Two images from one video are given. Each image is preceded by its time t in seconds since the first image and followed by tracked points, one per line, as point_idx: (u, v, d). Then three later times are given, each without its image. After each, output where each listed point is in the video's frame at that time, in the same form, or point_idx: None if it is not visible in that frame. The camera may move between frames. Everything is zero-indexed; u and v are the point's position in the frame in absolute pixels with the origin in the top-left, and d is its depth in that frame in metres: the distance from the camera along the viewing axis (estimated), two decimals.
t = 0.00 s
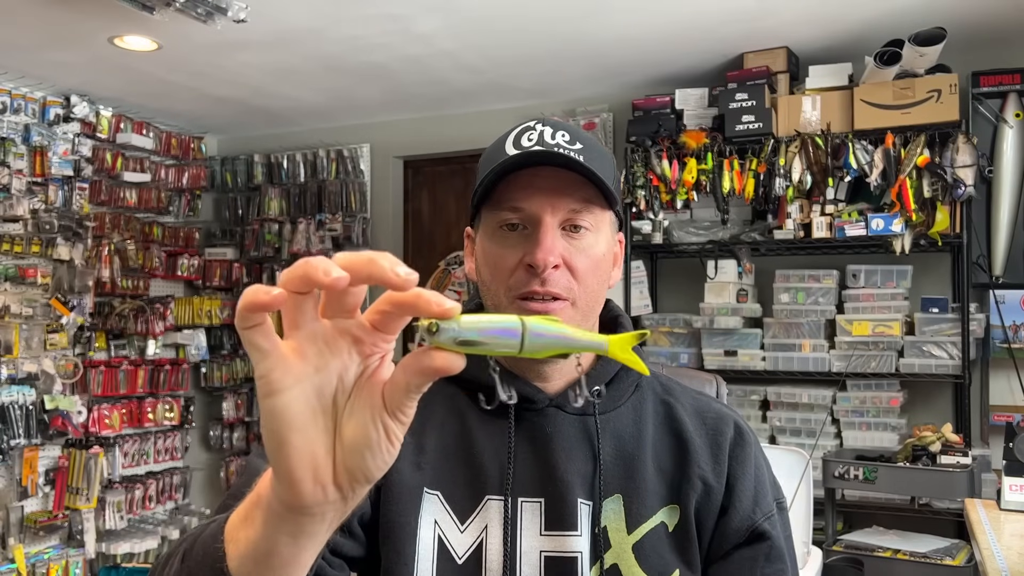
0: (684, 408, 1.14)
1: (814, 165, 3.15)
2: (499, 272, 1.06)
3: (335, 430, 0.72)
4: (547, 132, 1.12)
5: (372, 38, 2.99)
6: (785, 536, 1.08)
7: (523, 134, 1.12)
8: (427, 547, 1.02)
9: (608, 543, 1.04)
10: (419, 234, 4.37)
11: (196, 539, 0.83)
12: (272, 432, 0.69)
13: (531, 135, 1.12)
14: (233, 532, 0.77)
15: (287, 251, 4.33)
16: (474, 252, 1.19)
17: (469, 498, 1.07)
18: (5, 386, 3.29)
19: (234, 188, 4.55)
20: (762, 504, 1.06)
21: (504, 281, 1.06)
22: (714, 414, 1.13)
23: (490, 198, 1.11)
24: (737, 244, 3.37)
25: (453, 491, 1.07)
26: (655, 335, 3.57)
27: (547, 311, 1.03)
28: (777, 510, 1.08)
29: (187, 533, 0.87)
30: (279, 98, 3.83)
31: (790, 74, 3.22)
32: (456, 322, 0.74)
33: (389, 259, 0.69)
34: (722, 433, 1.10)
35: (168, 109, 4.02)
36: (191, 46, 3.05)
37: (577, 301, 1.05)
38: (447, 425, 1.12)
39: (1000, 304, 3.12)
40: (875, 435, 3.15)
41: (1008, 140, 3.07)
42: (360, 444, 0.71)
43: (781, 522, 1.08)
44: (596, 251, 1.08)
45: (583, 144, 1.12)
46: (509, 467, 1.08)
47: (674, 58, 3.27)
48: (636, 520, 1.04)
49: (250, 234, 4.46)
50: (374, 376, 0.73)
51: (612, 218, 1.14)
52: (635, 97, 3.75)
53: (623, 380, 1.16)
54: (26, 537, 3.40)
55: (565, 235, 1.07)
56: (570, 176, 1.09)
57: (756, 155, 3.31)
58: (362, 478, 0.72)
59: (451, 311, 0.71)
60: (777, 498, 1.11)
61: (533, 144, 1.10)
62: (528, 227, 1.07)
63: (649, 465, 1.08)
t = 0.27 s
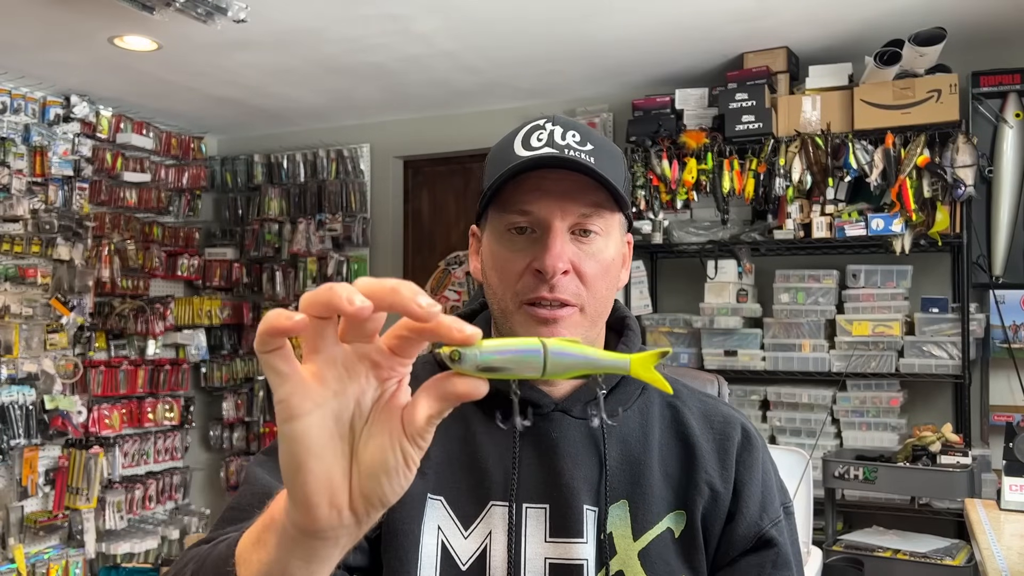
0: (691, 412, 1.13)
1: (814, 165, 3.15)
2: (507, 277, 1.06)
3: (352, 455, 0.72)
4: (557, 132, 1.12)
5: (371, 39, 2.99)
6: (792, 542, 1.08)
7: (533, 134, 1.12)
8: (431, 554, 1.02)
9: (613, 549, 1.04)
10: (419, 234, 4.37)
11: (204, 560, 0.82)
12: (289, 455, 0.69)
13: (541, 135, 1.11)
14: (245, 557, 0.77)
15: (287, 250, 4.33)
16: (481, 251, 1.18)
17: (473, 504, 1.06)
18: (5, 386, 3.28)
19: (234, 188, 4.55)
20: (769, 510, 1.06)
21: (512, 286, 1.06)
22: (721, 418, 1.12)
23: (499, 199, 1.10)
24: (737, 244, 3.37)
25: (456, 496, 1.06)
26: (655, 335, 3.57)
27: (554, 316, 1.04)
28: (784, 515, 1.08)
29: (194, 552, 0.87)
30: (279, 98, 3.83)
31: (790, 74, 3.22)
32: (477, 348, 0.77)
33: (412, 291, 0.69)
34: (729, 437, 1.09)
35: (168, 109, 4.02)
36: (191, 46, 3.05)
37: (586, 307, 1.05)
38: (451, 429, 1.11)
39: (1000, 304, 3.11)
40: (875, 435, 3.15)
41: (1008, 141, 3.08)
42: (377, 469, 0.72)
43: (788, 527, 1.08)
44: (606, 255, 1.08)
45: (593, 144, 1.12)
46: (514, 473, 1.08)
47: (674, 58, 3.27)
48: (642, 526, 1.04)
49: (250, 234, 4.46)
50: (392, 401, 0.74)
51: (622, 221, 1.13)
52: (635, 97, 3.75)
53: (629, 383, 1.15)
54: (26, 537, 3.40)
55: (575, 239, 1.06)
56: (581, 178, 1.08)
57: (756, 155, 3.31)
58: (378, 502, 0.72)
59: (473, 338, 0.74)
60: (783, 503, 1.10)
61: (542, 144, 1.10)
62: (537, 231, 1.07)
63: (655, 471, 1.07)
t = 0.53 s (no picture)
0: (692, 411, 1.13)
1: (814, 165, 3.15)
2: (507, 277, 1.06)
3: (358, 459, 0.73)
4: (558, 132, 1.11)
5: (371, 39, 2.99)
6: (792, 542, 1.08)
7: (533, 134, 1.11)
8: (430, 556, 1.02)
9: (614, 550, 1.04)
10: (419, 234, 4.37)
11: (207, 566, 0.82)
12: (298, 459, 0.69)
13: (542, 135, 1.11)
14: (248, 559, 0.77)
15: (287, 250, 4.33)
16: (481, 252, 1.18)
17: (473, 505, 1.06)
18: (5, 386, 3.29)
19: (234, 189, 4.55)
20: (770, 511, 1.05)
21: (512, 286, 1.06)
22: (722, 418, 1.12)
23: (498, 200, 1.09)
24: (737, 244, 3.38)
25: (456, 498, 1.06)
26: (655, 335, 3.57)
27: (555, 317, 1.04)
28: (784, 515, 1.08)
29: (198, 559, 0.87)
30: (280, 98, 3.83)
31: (790, 74, 3.22)
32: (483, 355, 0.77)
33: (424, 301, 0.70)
34: (730, 438, 1.09)
35: (168, 109, 4.02)
36: (191, 46, 3.05)
37: (587, 308, 1.06)
38: (451, 430, 1.11)
39: (1000, 304, 3.11)
40: (874, 435, 3.15)
41: (1008, 140, 3.07)
42: (383, 473, 0.72)
43: (788, 527, 1.08)
44: (607, 255, 1.08)
45: (595, 144, 1.11)
46: (514, 475, 1.07)
47: (674, 58, 3.27)
48: (642, 527, 1.04)
49: (250, 234, 4.46)
50: (398, 407, 0.74)
51: (623, 221, 1.13)
52: (635, 97, 3.75)
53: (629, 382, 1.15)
54: (26, 537, 3.40)
55: (576, 241, 1.06)
56: (583, 179, 1.07)
57: (756, 155, 3.31)
58: (383, 506, 0.72)
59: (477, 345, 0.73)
60: (783, 503, 1.10)
61: (543, 145, 1.09)
62: (538, 232, 1.06)
63: (655, 472, 1.07)
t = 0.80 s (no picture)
0: (688, 410, 1.12)
1: (814, 165, 3.15)
2: (505, 278, 1.05)
3: (359, 469, 0.73)
4: (554, 132, 1.10)
5: (371, 39, 2.99)
6: (789, 540, 1.07)
7: (528, 134, 1.10)
8: (427, 558, 1.01)
9: (611, 550, 1.03)
10: (419, 234, 4.37)
11: None
12: (301, 477, 0.69)
13: (538, 136, 1.10)
14: (251, 571, 0.77)
15: (287, 250, 4.33)
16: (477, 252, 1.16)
17: (471, 506, 1.05)
18: (5, 386, 3.29)
19: (234, 188, 4.55)
20: (766, 509, 1.05)
21: (511, 287, 1.05)
22: (718, 417, 1.11)
23: (495, 201, 1.07)
24: (737, 244, 3.38)
25: (453, 500, 1.06)
26: (655, 335, 3.57)
27: (555, 317, 1.03)
28: (781, 513, 1.07)
29: None
30: (280, 98, 3.83)
31: (790, 74, 3.22)
32: (475, 366, 0.70)
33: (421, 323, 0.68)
34: (725, 436, 1.08)
35: (168, 109, 4.02)
36: (191, 46, 3.05)
37: (586, 307, 1.05)
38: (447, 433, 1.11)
39: (999, 304, 3.11)
40: (874, 435, 3.15)
41: (1008, 140, 3.07)
42: (386, 481, 0.73)
43: (786, 525, 1.07)
44: (605, 255, 1.07)
45: (590, 144, 1.11)
46: (511, 476, 1.07)
47: (674, 58, 3.27)
48: (639, 527, 1.03)
49: (250, 234, 4.46)
50: (396, 416, 0.75)
51: (620, 220, 1.12)
52: (635, 97, 3.75)
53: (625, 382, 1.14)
54: (26, 537, 3.40)
55: (574, 240, 1.05)
56: (581, 179, 1.06)
57: (756, 155, 3.31)
58: (387, 513, 0.73)
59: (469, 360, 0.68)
60: (780, 501, 1.10)
61: (539, 145, 1.08)
62: (537, 232, 1.05)
63: (652, 472, 1.06)
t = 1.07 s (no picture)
0: (684, 409, 1.12)
1: (814, 165, 3.15)
2: (499, 275, 1.04)
3: (357, 462, 0.73)
4: (545, 130, 1.10)
5: (372, 39, 3.00)
6: (786, 538, 1.07)
7: (520, 133, 1.10)
8: (424, 559, 1.00)
9: (607, 549, 1.03)
10: (419, 235, 4.37)
11: None
12: (301, 470, 0.69)
13: (530, 133, 1.10)
14: (251, 565, 0.77)
15: (287, 250, 4.33)
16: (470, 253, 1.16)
17: (467, 506, 1.05)
18: (5, 386, 3.29)
19: (234, 188, 4.55)
20: (762, 508, 1.05)
21: (505, 284, 1.04)
22: (714, 415, 1.11)
23: (488, 199, 1.07)
24: (737, 244, 3.38)
25: (450, 500, 1.05)
26: (655, 335, 3.57)
27: (550, 315, 1.02)
28: (777, 512, 1.07)
29: None
30: (280, 98, 3.83)
31: (790, 74, 3.22)
32: (472, 358, 0.70)
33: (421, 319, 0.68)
34: (721, 435, 1.08)
35: (168, 109, 4.02)
36: (191, 45, 3.05)
37: (580, 304, 1.04)
38: (442, 432, 1.09)
39: (1000, 304, 3.10)
40: (874, 435, 3.15)
41: (1008, 140, 3.07)
42: (384, 473, 0.73)
43: (782, 524, 1.07)
44: (598, 252, 1.07)
45: (582, 142, 1.10)
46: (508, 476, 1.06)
47: (674, 58, 3.27)
48: (635, 525, 1.03)
49: (250, 234, 4.45)
50: (394, 408, 0.74)
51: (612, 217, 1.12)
52: (635, 97, 3.75)
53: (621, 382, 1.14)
54: (26, 537, 3.40)
55: (567, 237, 1.05)
56: (573, 174, 1.06)
57: (756, 155, 3.31)
58: (386, 504, 0.73)
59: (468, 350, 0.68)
60: (776, 499, 1.09)
61: (531, 142, 1.08)
62: (530, 229, 1.05)
63: (647, 471, 1.06)
